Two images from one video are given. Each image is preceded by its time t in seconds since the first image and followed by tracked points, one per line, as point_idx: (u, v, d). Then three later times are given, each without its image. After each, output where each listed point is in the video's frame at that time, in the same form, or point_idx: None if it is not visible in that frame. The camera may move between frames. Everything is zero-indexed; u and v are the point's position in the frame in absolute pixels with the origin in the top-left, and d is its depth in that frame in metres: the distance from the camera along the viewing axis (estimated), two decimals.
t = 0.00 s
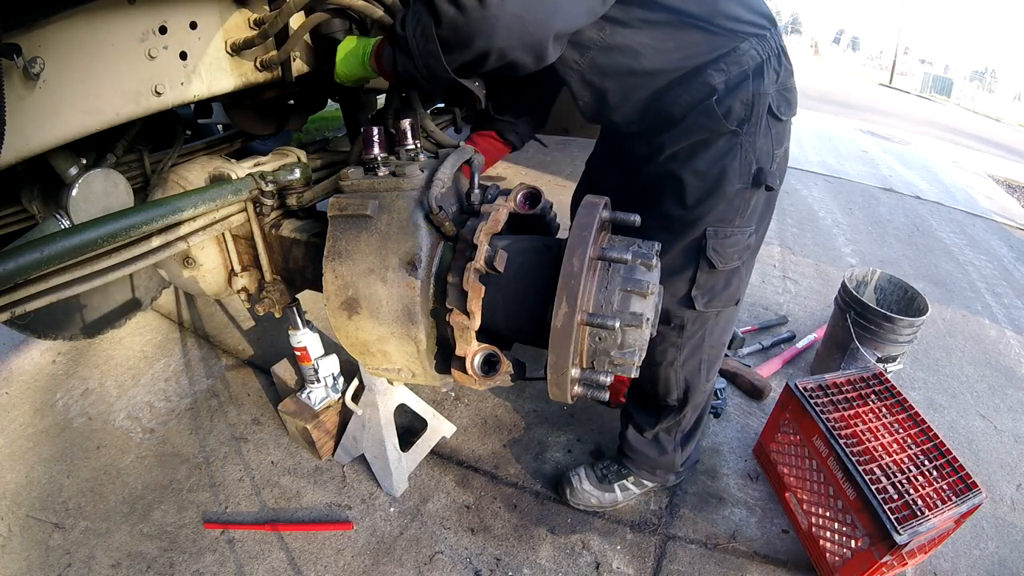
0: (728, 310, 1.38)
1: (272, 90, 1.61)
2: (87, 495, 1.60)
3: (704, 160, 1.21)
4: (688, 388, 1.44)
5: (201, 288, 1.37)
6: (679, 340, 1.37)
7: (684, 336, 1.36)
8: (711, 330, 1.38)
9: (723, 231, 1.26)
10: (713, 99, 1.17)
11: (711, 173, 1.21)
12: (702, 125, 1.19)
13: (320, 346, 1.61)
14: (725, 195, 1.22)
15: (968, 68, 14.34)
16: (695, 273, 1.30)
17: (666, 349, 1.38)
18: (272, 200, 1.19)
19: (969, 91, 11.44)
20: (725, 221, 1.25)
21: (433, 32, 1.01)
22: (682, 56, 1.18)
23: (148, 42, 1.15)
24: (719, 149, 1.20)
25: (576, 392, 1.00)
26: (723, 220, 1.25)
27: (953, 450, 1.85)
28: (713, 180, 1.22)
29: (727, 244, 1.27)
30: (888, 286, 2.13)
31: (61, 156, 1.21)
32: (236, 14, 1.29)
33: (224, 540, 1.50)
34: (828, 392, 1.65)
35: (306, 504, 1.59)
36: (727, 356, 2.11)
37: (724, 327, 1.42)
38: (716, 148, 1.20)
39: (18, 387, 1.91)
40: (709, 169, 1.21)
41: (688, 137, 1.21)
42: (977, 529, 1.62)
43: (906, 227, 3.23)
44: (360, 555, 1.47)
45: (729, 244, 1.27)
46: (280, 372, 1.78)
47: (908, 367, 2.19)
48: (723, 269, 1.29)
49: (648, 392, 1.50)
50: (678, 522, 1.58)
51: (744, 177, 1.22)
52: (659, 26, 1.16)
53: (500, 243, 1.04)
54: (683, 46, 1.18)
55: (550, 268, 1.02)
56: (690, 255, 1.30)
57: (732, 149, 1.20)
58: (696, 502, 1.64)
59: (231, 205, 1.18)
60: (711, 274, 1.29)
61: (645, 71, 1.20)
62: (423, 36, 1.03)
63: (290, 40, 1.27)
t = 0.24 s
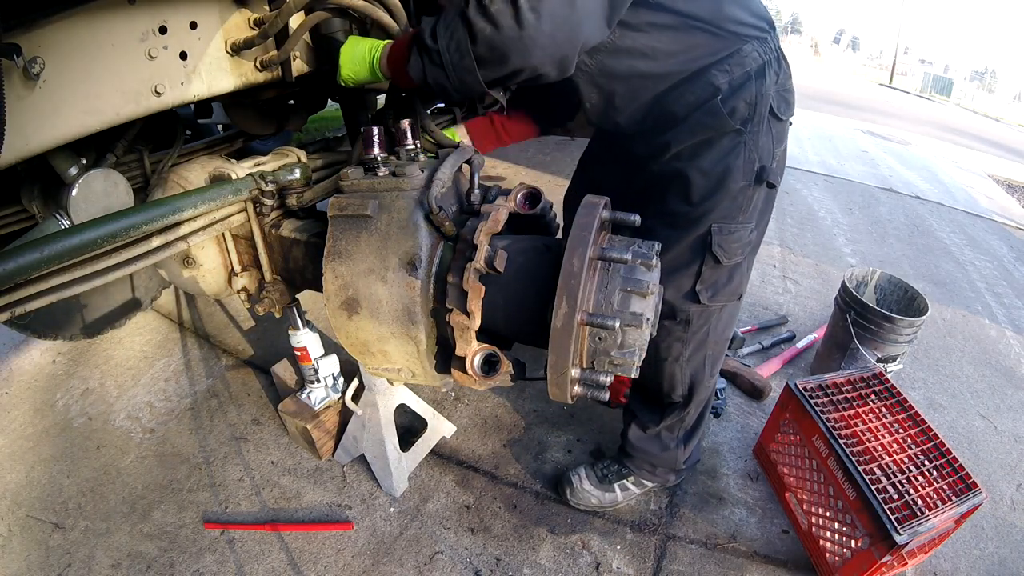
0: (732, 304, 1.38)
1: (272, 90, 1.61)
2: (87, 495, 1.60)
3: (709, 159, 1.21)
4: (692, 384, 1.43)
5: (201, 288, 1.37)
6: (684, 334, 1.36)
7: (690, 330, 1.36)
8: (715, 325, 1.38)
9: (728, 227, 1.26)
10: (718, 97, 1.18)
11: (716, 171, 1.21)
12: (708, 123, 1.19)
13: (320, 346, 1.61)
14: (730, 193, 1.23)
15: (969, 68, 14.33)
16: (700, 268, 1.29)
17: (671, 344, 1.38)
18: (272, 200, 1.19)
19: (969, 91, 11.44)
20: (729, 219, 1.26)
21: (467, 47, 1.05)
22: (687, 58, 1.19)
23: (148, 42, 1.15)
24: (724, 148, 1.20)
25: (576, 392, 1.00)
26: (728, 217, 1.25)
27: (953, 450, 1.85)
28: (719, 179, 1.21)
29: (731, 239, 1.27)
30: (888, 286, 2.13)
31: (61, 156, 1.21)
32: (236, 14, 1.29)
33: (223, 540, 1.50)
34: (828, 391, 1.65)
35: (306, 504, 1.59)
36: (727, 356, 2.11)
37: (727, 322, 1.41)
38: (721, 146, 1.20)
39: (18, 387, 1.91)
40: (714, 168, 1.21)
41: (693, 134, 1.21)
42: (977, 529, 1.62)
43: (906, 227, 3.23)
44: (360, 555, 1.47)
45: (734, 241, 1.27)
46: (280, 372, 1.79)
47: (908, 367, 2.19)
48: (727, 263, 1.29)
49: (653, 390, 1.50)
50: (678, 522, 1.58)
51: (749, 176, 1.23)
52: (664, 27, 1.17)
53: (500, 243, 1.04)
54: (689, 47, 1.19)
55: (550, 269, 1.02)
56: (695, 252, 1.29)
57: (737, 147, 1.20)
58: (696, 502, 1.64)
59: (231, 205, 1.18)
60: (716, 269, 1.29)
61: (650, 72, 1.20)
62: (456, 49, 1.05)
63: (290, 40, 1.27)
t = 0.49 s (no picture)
0: (734, 305, 1.38)
1: (271, 90, 1.61)
2: (87, 495, 1.60)
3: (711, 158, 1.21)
4: (694, 383, 1.43)
5: (201, 288, 1.37)
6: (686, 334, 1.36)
7: (691, 330, 1.36)
8: (718, 325, 1.37)
9: (731, 226, 1.25)
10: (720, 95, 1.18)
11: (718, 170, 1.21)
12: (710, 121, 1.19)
13: (320, 346, 1.61)
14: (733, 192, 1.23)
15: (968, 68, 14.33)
16: (702, 269, 1.29)
17: (673, 344, 1.38)
18: (272, 200, 1.19)
19: (969, 92, 11.43)
20: (732, 216, 1.25)
21: (459, 66, 1.06)
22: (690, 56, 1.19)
23: (148, 42, 1.15)
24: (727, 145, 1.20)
25: (576, 392, 1.01)
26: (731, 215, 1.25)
27: (953, 450, 1.85)
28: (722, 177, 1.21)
29: (734, 238, 1.26)
30: (888, 286, 2.13)
31: (61, 156, 1.21)
32: (236, 14, 1.29)
33: (223, 540, 1.50)
34: (829, 391, 1.65)
35: (306, 504, 1.59)
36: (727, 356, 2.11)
37: (730, 323, 1.41)
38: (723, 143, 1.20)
39: (19, 387, 1.91)
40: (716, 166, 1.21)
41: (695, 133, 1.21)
42: (976, 529, 1.62)
43: (906, 227, 3.23)
44: (360, 555, 1.47)
45: (733, 247, 1.27)
46: (280, 372, 1.78)
47: (908, 367, 2.19)
48: (730, 264, 1.28)
49: (654, 387, 1.49)
50: (678, 522, 1.58)
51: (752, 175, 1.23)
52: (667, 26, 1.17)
53: (500, 243, 1.04)
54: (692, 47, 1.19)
55: (549, 269, 1.02)
56: (698, 251, 1.28)
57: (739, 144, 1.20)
58: (696, 502, 1.64)
59: (232, 205, 1.18)
60: (719, 269, 1.29)
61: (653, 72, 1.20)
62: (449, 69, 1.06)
63: (290, 40, 1.27)
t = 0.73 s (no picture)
0: (718, 308, 1.38)
1: (272, 90, 1.61)
2: (87, 495, 1.60)
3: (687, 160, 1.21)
4: (682, 389, 1.44)
5: (201, 288, 1.37)
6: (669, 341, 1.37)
7: (676, 336, 1.37)
8: (702, 330, 1.38)
9: (710, 229, 1.26)
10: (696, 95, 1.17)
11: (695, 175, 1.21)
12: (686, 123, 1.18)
13: (320, 346, 1.61)
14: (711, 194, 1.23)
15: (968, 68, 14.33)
16: (683, 273, 1.30)
17: (658, 351, 1.39)
18: (272, 200, 1.19)
19: (969, 92, 11.43)
20: (711, 219, 1.26)
21: (396, 59, 1.06)
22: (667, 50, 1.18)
23: (149, 42, 1.15)
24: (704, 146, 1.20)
25: (576, 392, 1.00)
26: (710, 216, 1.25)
27: (953, 450, 1.85)
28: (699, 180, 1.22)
29: (713, 241, 1.26)
30: (888, 286, 2.13)
31: (61, 156, 1.21)
32: (236, 14, 1.29)
33: (223, 540, 1.50)
34: (828, 391, 1.65)
35: (306, 504, 1.59)
36: (727, 356, 2.11)
37: (715, 327, 1.41)
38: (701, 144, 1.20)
39: (19, 387, 1.91)
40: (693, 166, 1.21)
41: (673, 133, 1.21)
42: (977, 529, 1.62)
43: (906, 227, 3.23)
44: (360, 555, 1.47)
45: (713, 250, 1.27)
46: (280, 372, 1.79)
47: (908, 367, 2.19)
48: (711, 268, 1.28)
49: (644, 394, 1.50)
50: (678, 522, 1.58)
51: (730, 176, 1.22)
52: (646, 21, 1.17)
53: (500, 243, 1.04)
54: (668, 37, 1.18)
55: (549, 269, 1.02)
56: (678, 253, 1.29)
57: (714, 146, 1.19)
58: (696, 502, 1.64)
59: (232, 204, 1.17)
60: (700, 273, 1.29)
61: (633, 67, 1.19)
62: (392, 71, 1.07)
63: (290, 40, 1.27)
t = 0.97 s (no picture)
0: (709, 309, 1.37)
1: (272, 90, 1.61)
2: (87, 495, 1.60)
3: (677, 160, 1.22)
4: (678, 392, 1.44)
5: (201, 288, 1.37)
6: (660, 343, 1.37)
7: (668, 339, 1.36)
8: (695, 331, 1.38)
9: (699, 231, 1.26)
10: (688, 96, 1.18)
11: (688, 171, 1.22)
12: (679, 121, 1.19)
13: (320, 346, 1.61)
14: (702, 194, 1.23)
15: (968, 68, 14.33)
16: (673, 275, 1.30)
17: (652, 353, 1.39)
18: (272, 200, 1.19)
19: (969, 92, 11.43)
20: (700, 221, 1.26)
21: (388, 47, 1.08)
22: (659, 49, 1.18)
23: (148, 42, 1.15)
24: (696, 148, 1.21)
25: (576, 392, 1.00)
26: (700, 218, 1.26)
27: (953, 450, 1.85)
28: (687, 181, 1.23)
29: (703, 243, 1.26)
30: (888, 286, 2.13)
31: (61, 156, 1.21)
32: (236, 14, 1.29)
33: (223, 540, 1.50)
34: (828, 391, 1.65)
35: (306, 504, 1.59)
36: (727, 356, 2.11)
37: (708, 327, 1.41)
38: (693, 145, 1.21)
39: (19, 387, 1.91)
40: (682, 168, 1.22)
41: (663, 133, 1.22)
42: (977, 529, 1.62)
43: (906, 227, 3.23)
44: (360, 555, 1.47)
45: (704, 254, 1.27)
46: (280, 372, 1.79)
47: (908, 367, 2.19)
48: (701, 270, 1.28)
49: (640, 394, 1.50)
50: (678, 522, 1.58)
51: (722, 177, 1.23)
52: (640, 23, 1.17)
53: (500, 243, 1.04)
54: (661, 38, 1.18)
55: (549, 269, 1.02)
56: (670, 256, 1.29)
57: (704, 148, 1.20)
58: (697, 502, 1.64)
59: (232, 204, 1.17)
60: (689, 276, 1.29)
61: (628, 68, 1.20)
62: (383, 56, 1.09)
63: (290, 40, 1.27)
